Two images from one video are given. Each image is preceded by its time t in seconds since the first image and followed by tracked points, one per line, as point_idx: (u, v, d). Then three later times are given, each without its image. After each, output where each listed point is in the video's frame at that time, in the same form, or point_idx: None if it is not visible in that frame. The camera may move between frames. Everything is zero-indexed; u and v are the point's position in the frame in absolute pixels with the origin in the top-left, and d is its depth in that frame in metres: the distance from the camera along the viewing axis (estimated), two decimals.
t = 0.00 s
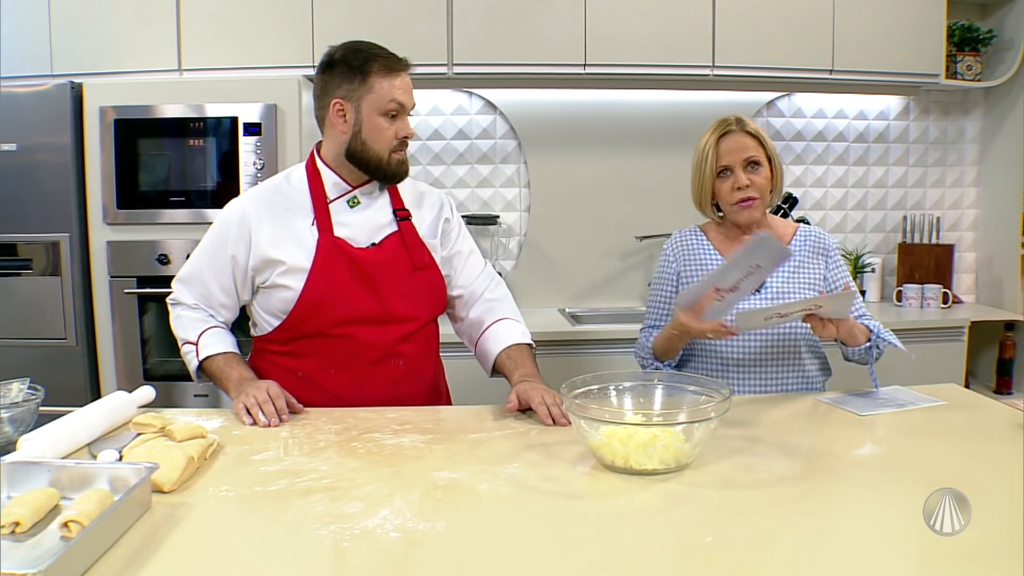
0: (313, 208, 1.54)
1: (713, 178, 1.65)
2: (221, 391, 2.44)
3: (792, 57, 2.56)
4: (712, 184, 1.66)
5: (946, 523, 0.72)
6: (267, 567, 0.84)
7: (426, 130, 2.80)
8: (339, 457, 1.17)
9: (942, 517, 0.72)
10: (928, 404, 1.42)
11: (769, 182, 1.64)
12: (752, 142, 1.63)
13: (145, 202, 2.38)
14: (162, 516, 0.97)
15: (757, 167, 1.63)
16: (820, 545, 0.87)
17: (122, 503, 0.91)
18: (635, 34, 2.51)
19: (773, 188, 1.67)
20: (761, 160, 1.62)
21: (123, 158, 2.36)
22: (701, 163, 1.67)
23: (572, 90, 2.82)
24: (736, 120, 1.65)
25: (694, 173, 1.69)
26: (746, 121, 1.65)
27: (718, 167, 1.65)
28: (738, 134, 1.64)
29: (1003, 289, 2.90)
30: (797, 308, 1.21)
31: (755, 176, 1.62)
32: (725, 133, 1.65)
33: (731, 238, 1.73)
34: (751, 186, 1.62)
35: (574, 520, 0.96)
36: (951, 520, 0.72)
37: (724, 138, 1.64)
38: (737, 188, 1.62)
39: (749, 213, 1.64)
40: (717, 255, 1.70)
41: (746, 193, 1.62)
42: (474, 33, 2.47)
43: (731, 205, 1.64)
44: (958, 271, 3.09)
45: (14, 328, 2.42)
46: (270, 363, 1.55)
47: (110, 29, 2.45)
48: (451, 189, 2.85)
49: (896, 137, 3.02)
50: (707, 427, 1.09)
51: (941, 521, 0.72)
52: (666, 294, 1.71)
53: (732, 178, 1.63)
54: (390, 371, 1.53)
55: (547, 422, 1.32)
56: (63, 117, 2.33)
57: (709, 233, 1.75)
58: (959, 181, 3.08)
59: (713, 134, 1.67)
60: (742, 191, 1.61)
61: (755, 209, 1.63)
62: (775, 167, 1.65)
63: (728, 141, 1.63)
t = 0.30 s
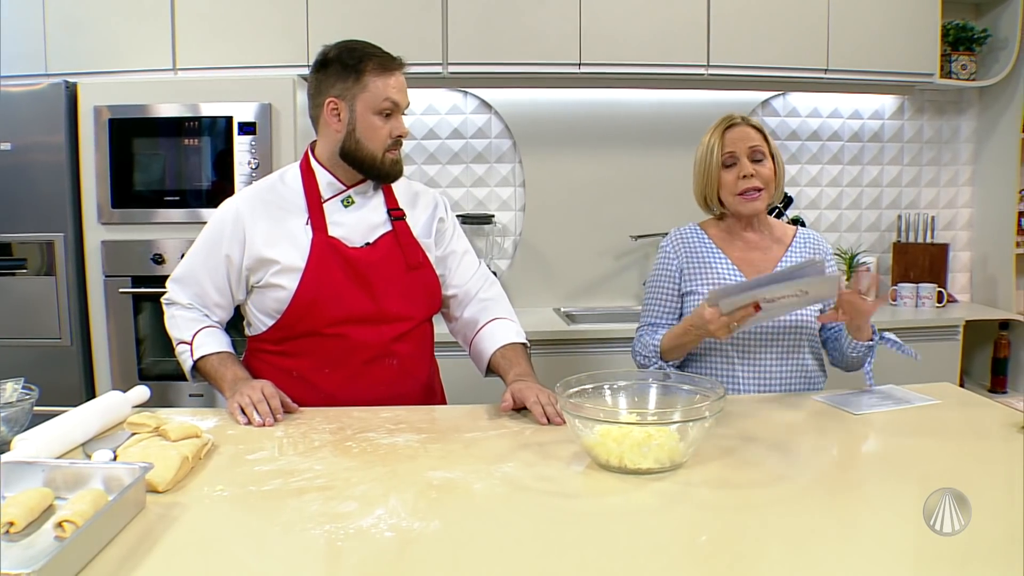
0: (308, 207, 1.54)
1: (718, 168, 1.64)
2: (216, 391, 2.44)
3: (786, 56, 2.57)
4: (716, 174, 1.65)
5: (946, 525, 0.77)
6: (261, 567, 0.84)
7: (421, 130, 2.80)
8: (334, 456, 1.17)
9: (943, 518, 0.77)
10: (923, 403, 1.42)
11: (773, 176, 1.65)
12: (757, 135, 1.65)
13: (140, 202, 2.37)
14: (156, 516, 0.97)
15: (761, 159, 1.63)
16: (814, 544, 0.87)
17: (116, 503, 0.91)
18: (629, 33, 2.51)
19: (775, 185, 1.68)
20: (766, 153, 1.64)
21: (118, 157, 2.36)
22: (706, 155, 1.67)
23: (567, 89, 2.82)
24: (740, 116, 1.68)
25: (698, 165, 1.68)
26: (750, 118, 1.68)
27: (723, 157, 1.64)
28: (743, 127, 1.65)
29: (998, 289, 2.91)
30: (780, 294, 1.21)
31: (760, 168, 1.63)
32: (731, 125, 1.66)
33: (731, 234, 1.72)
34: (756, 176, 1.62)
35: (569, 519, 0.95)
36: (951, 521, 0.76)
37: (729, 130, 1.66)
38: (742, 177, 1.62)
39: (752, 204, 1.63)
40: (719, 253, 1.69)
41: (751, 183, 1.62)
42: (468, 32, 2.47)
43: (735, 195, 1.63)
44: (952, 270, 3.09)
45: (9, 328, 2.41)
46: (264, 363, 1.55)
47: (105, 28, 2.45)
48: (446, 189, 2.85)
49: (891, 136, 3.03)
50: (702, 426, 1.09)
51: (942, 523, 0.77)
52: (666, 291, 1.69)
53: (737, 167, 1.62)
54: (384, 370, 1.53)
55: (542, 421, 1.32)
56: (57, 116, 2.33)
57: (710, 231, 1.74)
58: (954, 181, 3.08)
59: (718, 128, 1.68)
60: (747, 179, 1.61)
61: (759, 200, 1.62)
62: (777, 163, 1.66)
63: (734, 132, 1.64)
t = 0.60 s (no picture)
0: (302, 207, 1.53)
1: (719, 162, 1.63)
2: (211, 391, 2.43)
3: (781, 56, 2.57)
4: (717, 169, 1.64)
5: (945, 527, 0.82)
6: (255, 567, 0.83)
7: (416, 129, 2.80)
8: (328, 456, 1.17)
9: (943, 516, 0.82)
10: (917, 402, 1.42)
11: (773, 172, 1.65)
12: (758, 130, 1.65)
13: (135, 202, 2.37)
14: (151, 516, 0.97)
15: (762, 155, 1.64)
16: (809, 544, 0.87)
17: (110, 503, 0.91)
18: (624, 32, 2.51)
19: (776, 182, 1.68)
20: (766, 149, 1.64)
21: (112, 157, 2.35)
22: (707, 150, 1.66)
23: (563, 89, 2.82)
24: (740, 111, 1.68)
25: (699, 160, 1.67)
26: (750, 114, 1.68)
27: (724, 152, 1.64)
28: (745, 122, 1.65)
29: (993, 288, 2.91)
30: (796, 295, 1.34)
31: (761, 163, 1.63)
32: (732, 120, 1.66)
33: (731, 231, 1.72)
34: (757, 171, 1.61)
35: (564, 519, 0.95)
36: (951, 520, 0.81)
37: (731, 125, 1.66)
38: (743, 172, 1.61)
39: (754, 199, 1.62)
40: (718, 250, 1.69)
41: (753, 177, 1.61)
42: (464, 32, 2.46)
43: (736, 189, 1.62)
44: (947, 270, 3.10)
45: (3, 328, 2.41)
46: (259, 363, 1.55)
47: (100, 28, 2.45)
48: (441, 188, 2.85)
49: (886, 136, 3.03)
50: (697, 426, 1.09)
51: (937, 525, 0.83)
52: (661, 285, 1.69)
53: (738, 162, 1.62)
54: (378, 370, 1.53)
55: (537, 421, 1.32)
56: (52, 116, 2.32)
57: (710, 226, 1.74)
58: (948, 181, 3.09)
59: (719, 123, 1.68)
60: (748, 174, 1.61)
61: (761, 195, 1.62)
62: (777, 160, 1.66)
63: (736, 127, 1.64)
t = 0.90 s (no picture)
0: (295, 206, 1.53)
1: (716, 168, 1.64)
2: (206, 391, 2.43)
3: (776, 56, 2.57)
4: (714, 174, 1.64)
5: (943, 526, 0.89)
6: (250, 568, 0.83)
7: (411, 129, 2.80)
8: (323, 456, 1.17)
9: (943, 517, 0.89)
10: (912, 402, 1.42)
11: (770, 177, 1.65)
12: (756, 134, 1.64)
13: (130, 202, 2.37)
14: (145, 516, 0.97)
15: (759, 160, 1.63)
16: (803, 544, 0.87)
17: (105, 503, 0.91)
18: (619, 32, 2.51)
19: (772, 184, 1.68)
20: (763, 153, 1.64)
21: (107, 157, 2.35)
22: (704, 154, 1.66)
23: (558, 89, 2.82)
24: (739, 113, 1.66)
25: (696, 163, 1.67)
26: (749, 115, 1.66)
27: (721, 157, 1.63)
28: (744, 126, 1.64)
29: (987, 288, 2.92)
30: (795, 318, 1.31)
31: (758, 169, 1.63)
32: (730, 123, 1.65)
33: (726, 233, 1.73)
34: (754, 178, 1.62)
35: (559, 519, 0.96)
36: (951, 520, 0.89)
37: (729, 128, 1.64)
38: (740, 179, 1.61)
39: (751, 206, 1.63)
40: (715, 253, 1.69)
41: (750, 185, 1.61)
42: (459, 32, 2.46)
43: (733, 196, 1.63)
44: (942, 270, 3.10)
45: None
46: (254, 363, 1.54)
47: (95, 28, 2.45)
48: (436, 188, 2.85)
49: (881, 135, 3.03)
50: (691, 425, 1.09)
51: (937, 524, 0.90)
52: (658, 285, 1.68)
53: (736, 169, 1.62)
54: (372, 369, 1.52)
55: (523, 420, 1.32)
56: (47, 116, 2.32)
57: (704, 227, 1.74)
58: (943, 181, 3.09)
59: (717, 125, 1.66)
60: (746, 181, 1.61)
61: (757, 202, 1.62)
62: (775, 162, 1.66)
63: (734, 131, 1.63)
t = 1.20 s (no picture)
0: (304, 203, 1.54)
1: (707, 172, 1.64)
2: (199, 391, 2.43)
3: (769, 57, 2.57)
4: (706, 178, 1.65)
5: (943, 527, 0.88)
6: (243, 568, 0.83)
7: (404, 129, 2.80)
8: (316, 456, 1.17)
9: (943, 517, 0.89)
10: (905, 402, 1.43)
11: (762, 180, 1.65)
12: (748, 137, 1.63)
13: (124, 202, 2.37)
14: (138, 517, 0.97)
15: (751, 164, 1.63)
16: (795, 543, 0.88)
17: (97, 504, 0.91)
18: (613, 33, 2.51)
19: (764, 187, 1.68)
20: (756, 157, 1.63)
21: (100, 157, 2.35)
22: (696, 157, 1.66)
23: (552, 89, 2.83)
24: (732, 115, 1.65)
25: (688, 166, 1.67)
26: (742, 117, 1.66)
27: (713, 160, 1.63)
28: (736, 129, 1.64)
29: (980, 288, 2.93)
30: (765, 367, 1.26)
31: (749, 173, 1.63)
32: (723, 126, 1.64)
33: (717, 235, 1.72)
34: (746, 182, 1.62)
35: (551, 519, 0.96)
36: (951, 520, 0.89)
37: (722, 131, 1.64)
38: (732, 183, 1.61)
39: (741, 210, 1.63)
40: (707, 257, 1.68)
41: (741, 189, 1.61)
42: (452, 32, 2.46)
43: (724, 200, 1.63)
44: (934, 270, 3.11)
45: None
46: (260, 361, 1.55)
47: (88, 28, 2.44)
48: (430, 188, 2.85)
49: (873, 135, 3.04)
50: (684, 425, 1.09)
51: (937, 524, 0.89)
52: (647, 290, 1.71)
53: (727, 172, 1.62)
54: (377, 371, 1.52)
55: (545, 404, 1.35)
56: (39, 117, 2.31)
57: (696, 229, 1.73)
58: (935, 181, 3.10)
59: (710, 127, 1.66)
60: (737, 186, 1.61)
61: (748, 207, 1.63)
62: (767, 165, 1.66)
63: (726, 135, 1.63)
